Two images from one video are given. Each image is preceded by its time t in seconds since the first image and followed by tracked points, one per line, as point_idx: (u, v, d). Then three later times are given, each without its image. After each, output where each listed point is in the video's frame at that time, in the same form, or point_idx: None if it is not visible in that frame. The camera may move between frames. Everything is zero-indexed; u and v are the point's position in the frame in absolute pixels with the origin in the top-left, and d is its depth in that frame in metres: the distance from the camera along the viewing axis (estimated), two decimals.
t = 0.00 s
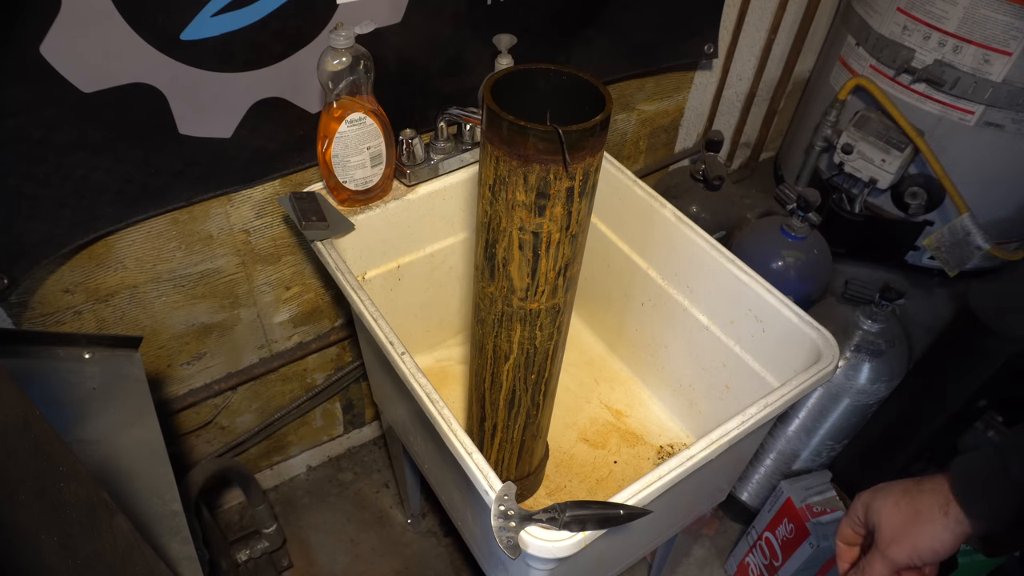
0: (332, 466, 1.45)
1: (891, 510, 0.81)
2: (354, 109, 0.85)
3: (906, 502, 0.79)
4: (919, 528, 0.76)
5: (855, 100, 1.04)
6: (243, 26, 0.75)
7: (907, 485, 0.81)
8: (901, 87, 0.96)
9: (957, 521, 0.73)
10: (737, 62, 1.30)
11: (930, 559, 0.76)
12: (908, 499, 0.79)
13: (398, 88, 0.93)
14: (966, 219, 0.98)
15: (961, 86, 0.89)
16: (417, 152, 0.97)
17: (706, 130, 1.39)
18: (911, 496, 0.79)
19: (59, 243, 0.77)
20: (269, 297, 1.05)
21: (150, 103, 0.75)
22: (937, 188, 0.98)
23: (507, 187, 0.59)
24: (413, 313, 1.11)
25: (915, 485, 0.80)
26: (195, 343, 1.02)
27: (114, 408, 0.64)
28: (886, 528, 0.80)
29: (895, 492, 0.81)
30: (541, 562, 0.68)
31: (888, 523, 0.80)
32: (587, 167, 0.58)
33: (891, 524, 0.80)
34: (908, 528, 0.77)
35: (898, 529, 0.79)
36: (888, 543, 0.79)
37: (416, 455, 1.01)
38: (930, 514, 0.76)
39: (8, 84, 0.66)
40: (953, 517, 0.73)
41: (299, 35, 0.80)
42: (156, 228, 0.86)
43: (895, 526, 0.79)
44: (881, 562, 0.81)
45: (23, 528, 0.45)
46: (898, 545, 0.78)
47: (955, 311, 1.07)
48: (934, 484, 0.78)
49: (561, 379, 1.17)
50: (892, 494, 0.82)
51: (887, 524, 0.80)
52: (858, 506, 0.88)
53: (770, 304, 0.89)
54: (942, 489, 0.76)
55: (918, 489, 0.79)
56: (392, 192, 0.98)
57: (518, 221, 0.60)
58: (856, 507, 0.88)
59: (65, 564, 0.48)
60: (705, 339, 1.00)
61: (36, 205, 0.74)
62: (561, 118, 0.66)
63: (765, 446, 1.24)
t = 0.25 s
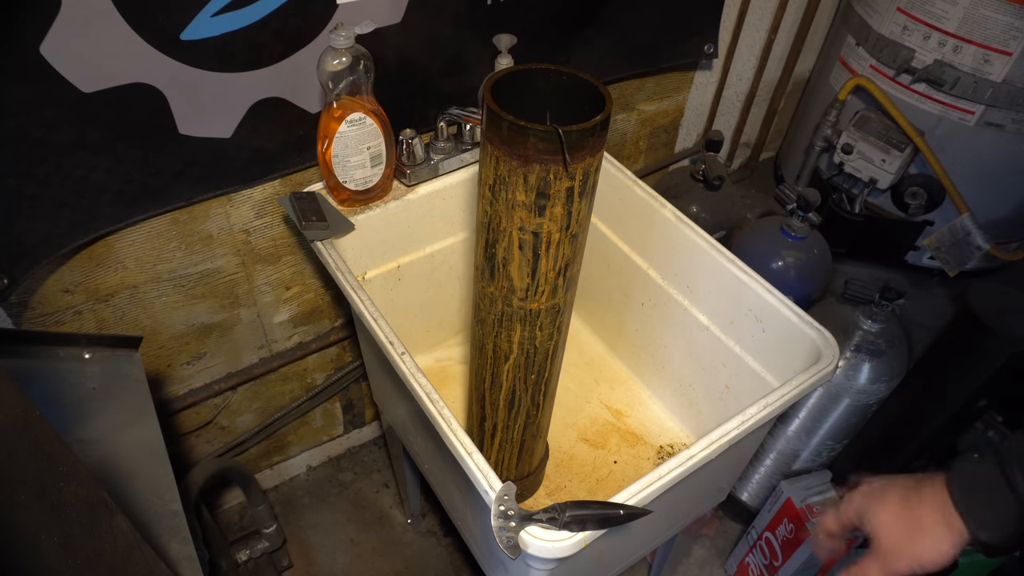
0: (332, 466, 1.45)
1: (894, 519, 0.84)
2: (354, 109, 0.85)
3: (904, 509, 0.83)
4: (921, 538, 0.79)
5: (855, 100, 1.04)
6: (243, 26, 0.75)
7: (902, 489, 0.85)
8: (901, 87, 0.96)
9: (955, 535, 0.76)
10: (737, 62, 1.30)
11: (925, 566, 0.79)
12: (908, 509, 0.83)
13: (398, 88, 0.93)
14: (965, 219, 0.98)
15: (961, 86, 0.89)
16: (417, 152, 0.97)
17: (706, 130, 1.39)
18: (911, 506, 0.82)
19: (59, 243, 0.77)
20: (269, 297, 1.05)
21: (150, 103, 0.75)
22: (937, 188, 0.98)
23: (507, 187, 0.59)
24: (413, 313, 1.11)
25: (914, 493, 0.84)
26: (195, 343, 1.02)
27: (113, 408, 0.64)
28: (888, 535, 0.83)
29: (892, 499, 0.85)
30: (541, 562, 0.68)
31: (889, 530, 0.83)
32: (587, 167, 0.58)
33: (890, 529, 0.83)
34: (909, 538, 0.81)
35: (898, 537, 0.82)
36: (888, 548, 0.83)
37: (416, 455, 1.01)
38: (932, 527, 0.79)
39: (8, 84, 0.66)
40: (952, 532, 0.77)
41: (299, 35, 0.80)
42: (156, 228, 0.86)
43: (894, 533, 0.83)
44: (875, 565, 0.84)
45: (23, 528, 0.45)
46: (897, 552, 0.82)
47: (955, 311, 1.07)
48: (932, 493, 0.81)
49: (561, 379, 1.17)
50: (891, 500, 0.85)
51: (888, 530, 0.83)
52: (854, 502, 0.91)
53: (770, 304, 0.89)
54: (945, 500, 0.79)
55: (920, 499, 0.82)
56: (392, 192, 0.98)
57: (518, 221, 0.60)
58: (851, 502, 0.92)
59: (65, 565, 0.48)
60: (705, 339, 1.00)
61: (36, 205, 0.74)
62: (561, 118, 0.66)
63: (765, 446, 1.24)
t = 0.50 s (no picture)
0: (332, 466, 1.45)
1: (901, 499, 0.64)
2: (354, 109, 0.85)
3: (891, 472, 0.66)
4: (916, 516, 0.62)
5: (855, 100, 1.04)
6: (243, 26, 0.75)
7: (859, 429, 0.73)
8: (901, 87, 0.96)
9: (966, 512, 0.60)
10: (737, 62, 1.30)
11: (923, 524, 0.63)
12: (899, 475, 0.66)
13: (398, 88, 0.93)
14: (966, 219, 0.98)
15: (961, 86, 0.89)
16: (417, 152, 0.97)
17: (706, 130, 1.39)
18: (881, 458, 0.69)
19: (59, 243, 0.77)
20: (269, 297, 1.05)
21: (150, 103, 0.75)
22: (937, 187, 0.98)
23: (507, 187, 0.59)
24: (413, 314, 1.11)
25: (924, 467, 0.66)
26: (195, 343, 1.02)
27: (114, 408, 0.64)
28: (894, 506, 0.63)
29: (865, 446, 0.71)
30: (541, 562, 0.68)
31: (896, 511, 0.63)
32: (587, 167, 0.58)
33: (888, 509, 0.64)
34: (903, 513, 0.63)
35: (898, 507, 0.63)
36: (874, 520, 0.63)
37: (416, 455, 1.01)
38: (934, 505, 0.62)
39: (9, 84, 0.66)
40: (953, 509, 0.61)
41: (299, 35, 0.80)
42: (156, 228, 0.86)
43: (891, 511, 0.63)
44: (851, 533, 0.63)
45: (22, 528, 0.45)
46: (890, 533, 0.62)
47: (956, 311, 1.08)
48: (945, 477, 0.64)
49: (561, 379, 1.17)
50: (867, 448, 0.70)
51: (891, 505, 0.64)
52: (847, 467, 0.68)
53: (770, 304, 0.89)
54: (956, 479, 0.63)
55: (929, 468, 0.65)
56: (392, 192, 0.98)
57: (518, 221, 0.60)
58: (844, 462, 0.69)
59: (65, 564, 0.48)
60: (705, 339, 1.00)
61: (36, 205, 0.74)
62: (561, 119, 0.66)
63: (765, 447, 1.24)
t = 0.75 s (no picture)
0: (332, 466, 1.45)
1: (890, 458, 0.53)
2: (354, 109, 0.85)
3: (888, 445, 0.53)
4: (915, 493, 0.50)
5: (855, 100, 1.04)
6: (243, 26, 0.75)
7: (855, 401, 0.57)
8: (901, 87, 0.96)
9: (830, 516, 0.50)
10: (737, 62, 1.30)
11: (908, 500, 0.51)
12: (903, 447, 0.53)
13: (398, 88, 0.93)
14: (965, 219, 0.98)
15: (961, 86, 0.89)
16: (417, 152, 0.97)
17: (706, 130, 1.39)
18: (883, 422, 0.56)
19: (59, 243, 0.77)
20: (269, 297, 1.05)
21: (150, 103, 0.75)
22: (937, 187, 0.98)
23: (507, 187, 0.59)
24: (413, 314, 1.11)
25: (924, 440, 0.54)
26: (195, 342, 1.02)
27: (114, 408, 0.64)
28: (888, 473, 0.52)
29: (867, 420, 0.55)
30: (541, 562, 0.68)
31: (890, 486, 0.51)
32: (587, 167, 0.58)
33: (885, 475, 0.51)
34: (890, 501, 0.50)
35: (897, 487, 0.51)
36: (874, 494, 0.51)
37: (416, 455, 1.01)
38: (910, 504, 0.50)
39: (9, 84, 0.66)
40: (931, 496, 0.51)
41: (299, 35, 0.80)
42: (156, 228, 0.86)
43: (890, 492, 0.51)
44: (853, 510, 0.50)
45: (22, 527, 0.45)
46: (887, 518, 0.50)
47: (956, 311, 1.08)
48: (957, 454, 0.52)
49: (561, 379, 1.17)
50: (870, 426, 0.55)
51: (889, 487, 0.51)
52: (849, 447, 0.53)
53: (770, 304, 0.89)
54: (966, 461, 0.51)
55: (936, 448, 0.53)
56: (392, 192, 0.98)
57: (518, 221, 0.60)
58: (845, 438, 0.53)
59: (65, 564, 0.48)
60: (705, 338, 1.00)
61: (36, 206, 0.74)
62: (561, 119, 0.66)
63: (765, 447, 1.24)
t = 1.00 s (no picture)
0: (332, 466, 1.45)
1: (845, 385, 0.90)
2: (354, 109, 0.85)
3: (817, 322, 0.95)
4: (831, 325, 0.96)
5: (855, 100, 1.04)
6: (243, 26, 0.75)
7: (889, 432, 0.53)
8: (901, 88, 0.96)
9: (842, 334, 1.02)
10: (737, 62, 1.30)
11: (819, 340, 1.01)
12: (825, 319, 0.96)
13: (398, 88, 0.93)
14: (966, 219, 0.98)
15: (961, 86, 0.89)
16: (417, 152, 0.97)
17: (706, 130, 1.39)
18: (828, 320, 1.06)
19: (59, 243, 0.77)
20: (269, 297, 1.05)
21: (150, 103, 0.75)
22: (937, 187, 0.98)
23: (507, 187, 0.59)
24: (413, 314, 1.11)
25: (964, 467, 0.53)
26: (195, 343, 1.02)
27: (113, 408, 0.64)
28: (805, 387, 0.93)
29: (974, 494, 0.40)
30: (541, 562, 0.68)
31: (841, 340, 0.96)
32: (587, 166, 0.58)
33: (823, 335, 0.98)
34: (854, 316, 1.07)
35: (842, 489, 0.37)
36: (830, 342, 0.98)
37: (416, 455, 1.01)
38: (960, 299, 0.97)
39: (9, 84, 0.66)
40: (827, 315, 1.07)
41: (299, 35, 0.80)
42: (156, 228, 0.86)
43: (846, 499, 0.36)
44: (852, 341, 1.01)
45: (22, 526, 0.45)
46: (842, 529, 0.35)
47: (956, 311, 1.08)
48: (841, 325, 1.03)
49: (561, 379, 1.17)
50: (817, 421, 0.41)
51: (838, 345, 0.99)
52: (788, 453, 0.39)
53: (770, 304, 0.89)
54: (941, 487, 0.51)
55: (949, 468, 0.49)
56: (392, 192, 0.98)
57: (518, 221, 0.60)
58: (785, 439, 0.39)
59: (65, 564, 0.48)
60: (705, 338, 1.00)
61: (36, 206, 0.74)
62: (561, 119, 0.66)
63: (765, 446, 1.23)
